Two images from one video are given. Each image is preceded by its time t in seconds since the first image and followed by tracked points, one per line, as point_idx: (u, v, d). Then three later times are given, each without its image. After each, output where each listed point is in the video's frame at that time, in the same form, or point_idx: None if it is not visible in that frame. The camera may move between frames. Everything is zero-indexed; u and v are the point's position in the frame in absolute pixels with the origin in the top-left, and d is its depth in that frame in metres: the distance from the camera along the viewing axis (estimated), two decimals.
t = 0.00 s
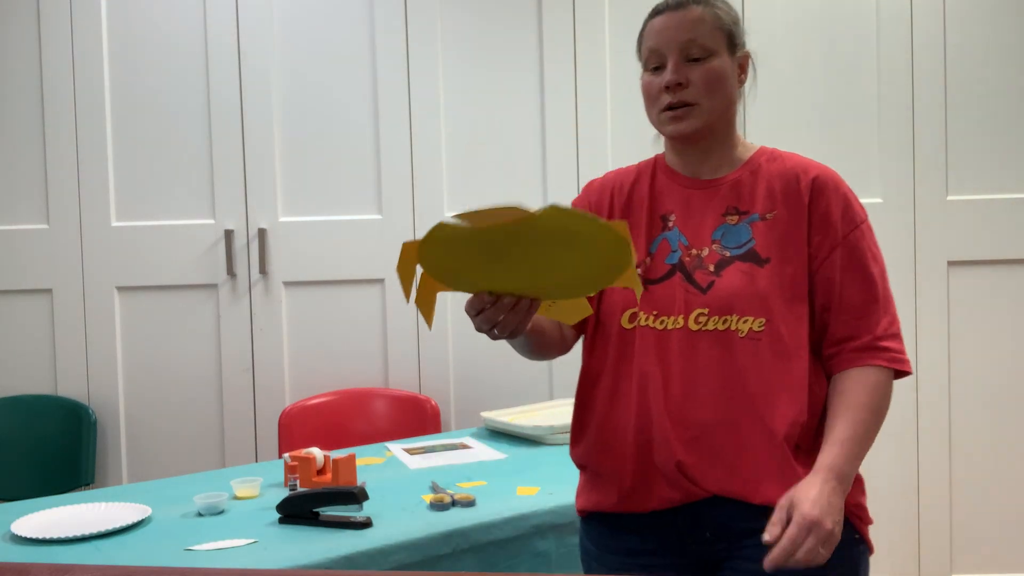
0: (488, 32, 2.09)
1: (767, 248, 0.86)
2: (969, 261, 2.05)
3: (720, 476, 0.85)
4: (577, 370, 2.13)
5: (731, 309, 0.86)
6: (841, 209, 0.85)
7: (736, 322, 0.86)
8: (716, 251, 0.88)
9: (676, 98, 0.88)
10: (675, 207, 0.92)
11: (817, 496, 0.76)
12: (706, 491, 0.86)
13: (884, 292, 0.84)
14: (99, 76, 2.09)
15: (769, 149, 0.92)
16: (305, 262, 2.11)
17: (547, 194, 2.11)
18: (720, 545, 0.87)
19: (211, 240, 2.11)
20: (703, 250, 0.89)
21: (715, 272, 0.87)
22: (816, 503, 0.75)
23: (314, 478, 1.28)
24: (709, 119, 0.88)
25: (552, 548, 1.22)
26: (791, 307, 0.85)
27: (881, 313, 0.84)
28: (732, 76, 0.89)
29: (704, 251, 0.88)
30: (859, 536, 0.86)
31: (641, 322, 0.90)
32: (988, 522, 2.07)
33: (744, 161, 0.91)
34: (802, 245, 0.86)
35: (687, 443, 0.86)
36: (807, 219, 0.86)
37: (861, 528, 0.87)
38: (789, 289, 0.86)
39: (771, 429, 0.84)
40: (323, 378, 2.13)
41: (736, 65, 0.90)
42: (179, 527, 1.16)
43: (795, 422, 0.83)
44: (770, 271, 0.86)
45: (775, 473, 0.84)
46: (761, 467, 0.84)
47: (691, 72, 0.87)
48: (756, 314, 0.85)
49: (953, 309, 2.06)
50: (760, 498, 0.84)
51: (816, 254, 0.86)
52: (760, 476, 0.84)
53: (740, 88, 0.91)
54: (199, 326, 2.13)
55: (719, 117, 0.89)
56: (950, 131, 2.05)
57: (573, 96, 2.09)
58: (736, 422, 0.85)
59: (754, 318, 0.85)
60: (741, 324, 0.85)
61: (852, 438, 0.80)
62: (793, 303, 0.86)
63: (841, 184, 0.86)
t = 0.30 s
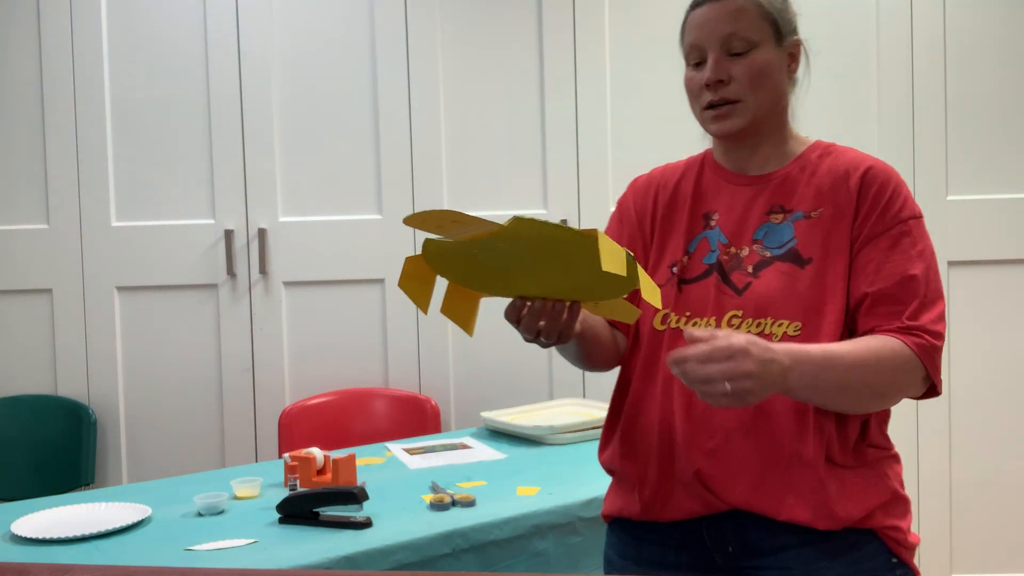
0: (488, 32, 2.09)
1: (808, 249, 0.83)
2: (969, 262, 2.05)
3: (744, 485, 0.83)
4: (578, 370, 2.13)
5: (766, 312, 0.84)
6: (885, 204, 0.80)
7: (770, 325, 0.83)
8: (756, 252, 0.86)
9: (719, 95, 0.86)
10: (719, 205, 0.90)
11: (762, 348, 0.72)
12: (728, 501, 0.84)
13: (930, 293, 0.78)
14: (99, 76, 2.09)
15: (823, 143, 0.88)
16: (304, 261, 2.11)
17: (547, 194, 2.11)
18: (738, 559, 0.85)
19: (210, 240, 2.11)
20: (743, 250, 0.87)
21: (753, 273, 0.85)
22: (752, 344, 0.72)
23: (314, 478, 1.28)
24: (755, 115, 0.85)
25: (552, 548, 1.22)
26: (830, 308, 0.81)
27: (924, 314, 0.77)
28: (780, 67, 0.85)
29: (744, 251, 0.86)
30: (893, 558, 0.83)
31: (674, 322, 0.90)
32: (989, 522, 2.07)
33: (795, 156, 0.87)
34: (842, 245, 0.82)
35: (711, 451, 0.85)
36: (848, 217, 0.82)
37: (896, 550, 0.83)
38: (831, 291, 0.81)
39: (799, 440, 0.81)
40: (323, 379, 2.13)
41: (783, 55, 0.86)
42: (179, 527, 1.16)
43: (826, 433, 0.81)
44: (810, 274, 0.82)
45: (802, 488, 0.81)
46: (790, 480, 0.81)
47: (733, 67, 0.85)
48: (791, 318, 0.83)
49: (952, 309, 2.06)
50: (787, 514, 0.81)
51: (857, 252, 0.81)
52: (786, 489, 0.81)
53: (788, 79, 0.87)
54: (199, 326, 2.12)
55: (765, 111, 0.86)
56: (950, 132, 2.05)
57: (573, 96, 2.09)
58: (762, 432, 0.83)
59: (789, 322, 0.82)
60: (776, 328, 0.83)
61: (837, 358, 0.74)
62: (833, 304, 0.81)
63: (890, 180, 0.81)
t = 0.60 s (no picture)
0: (488, 31, 2.09)
1: (822, 260, 0.81)
2: (969, 262, 2.05)
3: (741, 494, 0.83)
4: (578, 370, 2.13)
5: (768, 324, 0.83)
6: (906, 217, 0.76)
7: (772, 338, 0.82)
8: (772, 258, 0.84)
9: (748, 95, 0.84)
10: (745, 206, 0.89)
11: (725, 347, 0.73)
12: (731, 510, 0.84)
13: (931, 316, 0.75)
14: (99, 76, 2.09)
15: (862, 144, 0.84)
16: (304, 261, 2.11)
17: (546, 194, 2.11)
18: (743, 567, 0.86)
19: (210, 240, 2.11)
20: (760, 256, 0.86)
21: (764, 281, 0.84)
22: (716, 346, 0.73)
23: (314, 478, 1.28)
24: (785, 116, 0.83)
25: (553, 548, 1.22)
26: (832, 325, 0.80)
27: (920, 338, 0.75)
28: (814, 64, 0.82)
29: (760, 257, 0.86)
30: None
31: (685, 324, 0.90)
32: (989, 522, 2.07)
33: (830, 157, 0.84)
34: (851, 258, 0.79)
35: (713, 460, 0.85)
36: (863, 226, 0.78)
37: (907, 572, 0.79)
38: (842, 306, 0.79)
39: (801, 453, 0.79)
40: (323, 379, 2.13)
41: (818, 51, 0.82)
42: (179, 527, 1.16)
43: (829, 447, 0.78)
44: (822, 287, 0.81)
45: (799, 501, 0.80)
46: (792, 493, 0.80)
47: (760, 66, 0.82)
48: (794, 332, 0.81)
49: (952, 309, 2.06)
50: (783, 527, 0.80)
51: (863, 266, 0.79)
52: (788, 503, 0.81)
53: (824, 75, 0.83)
54: (200, 325, 2.12)
55: (797, 112, 0.83)
56: (950, 131, 2.05)
57: (573, 95, 2.09)
58: (763, 443, 0.83)
59: (792, 337, 0.81)
60: (778, 341, 0.82)
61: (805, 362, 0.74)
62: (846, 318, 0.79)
63: (912, 192, 0.77)
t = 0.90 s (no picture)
0: (488, 30, 2.09)
1: (826, 262, 0.81)
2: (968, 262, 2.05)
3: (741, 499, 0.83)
4: (577, 370, 2.13)
5: (770, 327, 0.83)
6: (911, 219, 0.76)
7: (774, 342, 0.82)
8: (775, 258, 0.84)
9: (741, 91, 0.84)
10: (748, 203, 0.89)
11: (722, 364, 0.72)
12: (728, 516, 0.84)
13: (939, 323, 0.75)
14: (99, 76, 2.10)
15: (869, 142, 0.83)
16: (304, 261, 2.11)
17: (546, 194, 2.11)
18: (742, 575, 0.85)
19: (210, 240, 2.11)
20: (763, 256, 0.86)
21: (766, 283, 0.84)
22: (712, 365, 0.72)
23: (314, 478, 1.28)
24: (779, 112, 0.83)
25: (553, 548, 1.22)
26: (835, 329, 0.80)
27: (928, 345, 0.74)
28: (810, 60, 0.82)
29: (763, 257, 0.86)
30: None
31: (687, 325, 0.90)
32: (988, 522, 2.07)
33: (831, 155, 0.84)
34: (856, 260, 0.79)
35: (715, 462, 0.85)
36: (868, 228, 0.78)
37: None
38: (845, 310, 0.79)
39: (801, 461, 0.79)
40: (323, 378, 2.13)
41: (816, 46, 0.82)
42: (179, 527, 1.16)
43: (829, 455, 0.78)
44: (825, 290, 0.80)
45: (797, 510, 0.79)
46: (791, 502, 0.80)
47: (753, 62, 0.83)
48: (796, 337, 0.81)
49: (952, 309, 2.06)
50: (781, 536, 0.80)
51: (869, 270, 0.78)
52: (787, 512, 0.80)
53: (824, 70, 0.83)
54: (199, 325, 2.12)
55: (793, 108, 0.83)
56: (950, 131, 2.05)
57: (573, 95, 2.09)
58: (765, 447, 0.82)
59: (794, 342, 0.81)
60: (779, 345, 0.82)
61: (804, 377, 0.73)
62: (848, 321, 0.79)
63: (918, 195, 0.76)
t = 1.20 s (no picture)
0: (488, 30, 2.09)
1: (804, 271, 0.79)
2: (968, 262, 2.05)
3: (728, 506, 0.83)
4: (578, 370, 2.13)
5: (747, 335, 0.82)
6: (890, 228, 0.73)
7: (750, 350, 0.82)
8: (756, 263, 0.84)
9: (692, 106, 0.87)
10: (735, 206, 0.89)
11: (714, 507, 0.67)
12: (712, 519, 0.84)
13: (931, 333, 0.71)
14: (99, 77, 2.10)
15: (851, 143, 0.81)
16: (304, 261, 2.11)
17: (547, 195, 2.11)
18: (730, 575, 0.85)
19: (210, 240, 2.11)
20: (745, 261, 0.85)
21: (746, 289, 0.84)
22: (703, 513, 0.67)
23: (314, 478, 1.28)
24: (731, 122, 0.84)
25: (553, 547, 1.22)
26: (811, 337, 0.78)
27: (917, 357, 0.70)
28: (749, 68, 0.81)
29: (745, 262, 0.85)
30: None
31: (673, 329, 0.90)
32: (988, 522, 2.07)
33: (804, 154, 0.83)
34: (834, 270, 0.77)
35: (703, 467, 0.85)
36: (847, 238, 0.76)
37: None
38: (821, 318, 0.77)
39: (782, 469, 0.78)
40: (323, 378, 2.13)
41: (753, 54, 0.81)
42: (179, 527, 1.16)
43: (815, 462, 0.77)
44: (801, 298, 0.79)
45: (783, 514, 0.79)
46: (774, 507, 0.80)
47: (697, 79, 0.85)
48: (771, 346, 0.80)
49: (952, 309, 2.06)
50: (767, 539, 0.80)
51: (849, 280, 0.76)
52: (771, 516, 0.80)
53: (767, 75, 0.81)
54: (199, 325, 2.12)
55: (740, 116, 0.83)
56: (950, 131, 2.05)
57: (573, 95, 2.09)
58: (752, 453, 0.82)
59: (768, 351, 0.80)
60: (754, 354, 0.81)
61: (799, 466, 0.69)
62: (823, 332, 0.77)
63: (898, 202, 0.74)
